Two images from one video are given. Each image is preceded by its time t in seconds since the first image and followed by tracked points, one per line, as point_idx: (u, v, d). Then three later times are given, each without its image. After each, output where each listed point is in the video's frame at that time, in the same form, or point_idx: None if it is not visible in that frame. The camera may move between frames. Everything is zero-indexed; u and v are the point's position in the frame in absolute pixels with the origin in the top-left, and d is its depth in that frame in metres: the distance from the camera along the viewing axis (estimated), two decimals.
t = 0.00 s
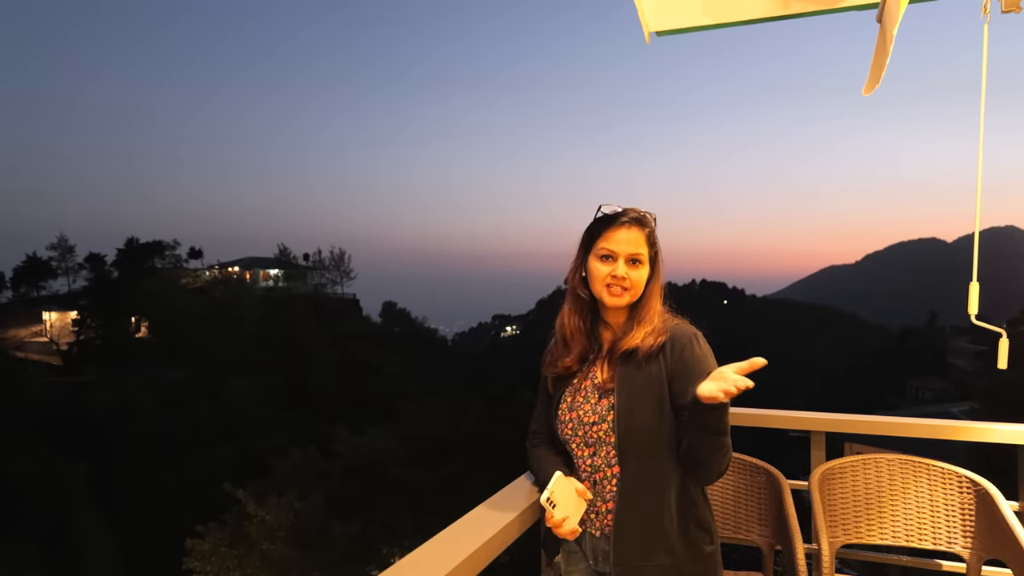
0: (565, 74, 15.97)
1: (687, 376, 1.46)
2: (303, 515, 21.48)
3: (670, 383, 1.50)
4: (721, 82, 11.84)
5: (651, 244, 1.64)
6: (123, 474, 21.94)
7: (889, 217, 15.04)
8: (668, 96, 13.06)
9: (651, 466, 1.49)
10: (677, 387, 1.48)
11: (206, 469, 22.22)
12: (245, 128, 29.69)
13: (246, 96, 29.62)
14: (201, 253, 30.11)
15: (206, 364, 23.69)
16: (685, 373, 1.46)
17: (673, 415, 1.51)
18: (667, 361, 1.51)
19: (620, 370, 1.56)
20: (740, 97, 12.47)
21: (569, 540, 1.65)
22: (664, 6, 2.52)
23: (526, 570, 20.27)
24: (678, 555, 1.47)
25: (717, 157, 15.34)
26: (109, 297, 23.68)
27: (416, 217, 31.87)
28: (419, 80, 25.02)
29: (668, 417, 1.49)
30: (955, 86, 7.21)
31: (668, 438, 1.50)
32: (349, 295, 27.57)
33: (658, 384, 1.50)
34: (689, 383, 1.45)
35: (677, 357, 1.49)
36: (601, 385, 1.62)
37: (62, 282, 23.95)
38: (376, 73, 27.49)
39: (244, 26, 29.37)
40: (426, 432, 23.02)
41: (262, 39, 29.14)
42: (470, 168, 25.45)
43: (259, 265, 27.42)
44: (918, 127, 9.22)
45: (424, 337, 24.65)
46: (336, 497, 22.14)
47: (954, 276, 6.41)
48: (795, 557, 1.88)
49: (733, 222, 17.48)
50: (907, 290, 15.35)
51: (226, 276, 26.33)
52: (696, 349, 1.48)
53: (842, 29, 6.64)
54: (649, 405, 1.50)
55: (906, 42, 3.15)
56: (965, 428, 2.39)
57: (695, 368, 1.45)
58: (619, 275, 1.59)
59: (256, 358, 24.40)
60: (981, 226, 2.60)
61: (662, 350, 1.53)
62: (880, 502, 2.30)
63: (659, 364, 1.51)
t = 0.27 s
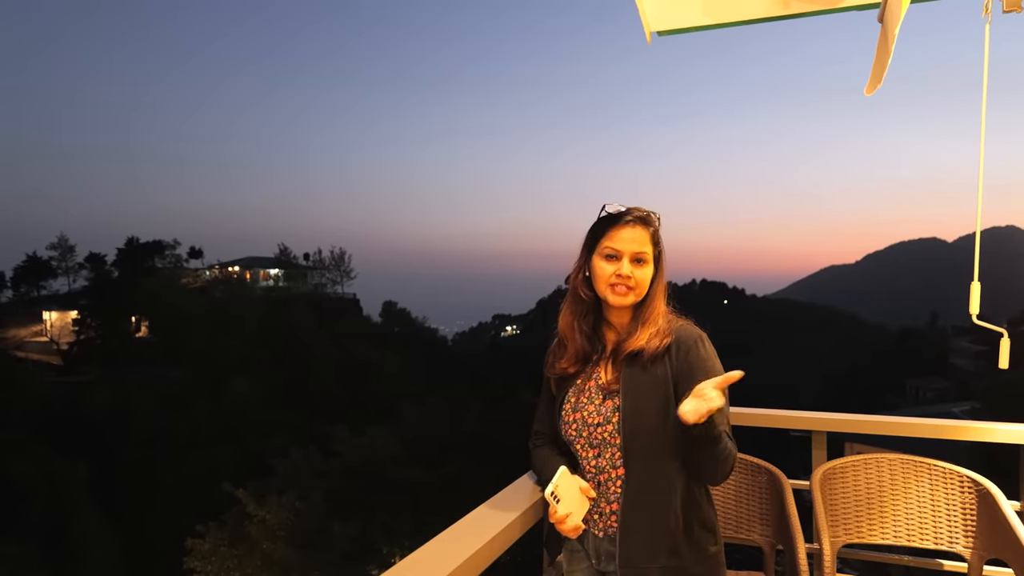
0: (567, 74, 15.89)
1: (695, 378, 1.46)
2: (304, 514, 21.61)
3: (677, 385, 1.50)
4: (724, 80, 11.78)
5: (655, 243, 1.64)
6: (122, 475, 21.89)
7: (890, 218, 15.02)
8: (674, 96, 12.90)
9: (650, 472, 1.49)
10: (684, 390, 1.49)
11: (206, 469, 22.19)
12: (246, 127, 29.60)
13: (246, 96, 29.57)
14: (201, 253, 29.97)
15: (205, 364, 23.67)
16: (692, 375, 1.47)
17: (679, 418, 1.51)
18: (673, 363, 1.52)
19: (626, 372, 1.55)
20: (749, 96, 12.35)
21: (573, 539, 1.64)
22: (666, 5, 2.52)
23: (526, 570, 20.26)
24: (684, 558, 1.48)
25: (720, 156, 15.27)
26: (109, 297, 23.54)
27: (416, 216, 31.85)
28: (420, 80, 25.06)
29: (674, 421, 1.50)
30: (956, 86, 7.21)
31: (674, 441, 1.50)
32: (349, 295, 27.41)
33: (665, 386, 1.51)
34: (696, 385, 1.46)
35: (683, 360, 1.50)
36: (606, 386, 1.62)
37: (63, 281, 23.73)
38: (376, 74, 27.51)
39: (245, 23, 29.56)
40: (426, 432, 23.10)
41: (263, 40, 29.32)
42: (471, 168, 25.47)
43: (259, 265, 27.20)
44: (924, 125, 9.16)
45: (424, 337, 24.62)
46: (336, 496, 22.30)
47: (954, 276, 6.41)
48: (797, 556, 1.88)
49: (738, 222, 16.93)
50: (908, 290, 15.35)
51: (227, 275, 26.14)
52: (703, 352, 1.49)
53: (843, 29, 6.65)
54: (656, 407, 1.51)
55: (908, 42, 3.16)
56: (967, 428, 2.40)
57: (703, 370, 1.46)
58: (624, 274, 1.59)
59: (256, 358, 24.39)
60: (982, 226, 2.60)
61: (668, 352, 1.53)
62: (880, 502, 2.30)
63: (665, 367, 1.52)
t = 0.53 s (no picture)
0: (569, 73, 15.85)
1: (696, 381, 1.47)
2: (305, 514, 21.49)
3: (678, 388, 1.51)
4: (727, 78, 11.78)
5: (653, 238, 1.63)
6: (123, 474, 21.96)
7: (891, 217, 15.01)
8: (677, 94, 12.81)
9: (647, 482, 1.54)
10: (686, 394, 1.50)
11: (207, 469, 22.17)
12: (246, 127, 29.56)
13: (247, 95, 29.55)
14: (201, 253, 29.89)
15: (206, 364, 23.66)
16: (693, 377, 1.48)
17: (681, 421, 1.53)
18: (674, 367, 1.52)
19: (627, 375, 1.55)
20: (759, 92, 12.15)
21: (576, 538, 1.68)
22: (668, 5, 2.52)
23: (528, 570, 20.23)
24: (695, 558, 1.52)
25: (721, 156, 15.24)
26: (110, 297, 23.52)
27: (417, 216, 31.84)
28: (421, 79, 25.10)
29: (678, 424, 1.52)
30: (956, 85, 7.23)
31: (678, 446, 1.53)
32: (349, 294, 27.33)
33: (667, 390, 1.51)
34: (698, 389, 1.47)
35: (683, 363, 1.50)
36: (608, 388, 1.62)
37: (64, 281, 23.58)
38: (376, 74, 27.55)
39: (246, 24, 29.76)
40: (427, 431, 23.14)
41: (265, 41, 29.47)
42: (472, 168, 25.51)
43: (260, 265, 27.00)
44: (928, 123, 9.13)
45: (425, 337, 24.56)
46: (337, 496, 22.22)
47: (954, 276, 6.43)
48: (798, 556, 1.88)
49: (742, 221, 16.91)
50: (909, 290, 15.35)
51: (227, 275, 26.05)
52: (703, 354, 1.49)
53: (844, 28, 6.67)
54: (660, 411, 1.52)
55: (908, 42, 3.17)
56: (969, 428, 2.39)
57: (704, 373, 1.46)
58: (622, 270, 1.58)
59: (256, 358, 24.40)
60: (983, 225, 2.60)
61: (669, 356, 1.53)
62: (882, 501, 2.30)
63: (666, 370, 1.52)
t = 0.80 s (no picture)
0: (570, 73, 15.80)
1: (692, 379, 1.47)
2: (306, 514, 21.47)
3: (675, 387, 1.51)
4: (728, 77, 11.79)
5: (646, 234, 1.65)
6: (125, 474, 22.02)
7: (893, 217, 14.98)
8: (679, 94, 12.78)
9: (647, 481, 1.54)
10: (683, 393, 1.50)
11: (207, 469, 22.20)
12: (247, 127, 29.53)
13: (248, 96, 29.47)
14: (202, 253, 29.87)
15: (207, 364, 23.69)
16: (689, 375, 1.48)
17: (680, 420, 1.53)
18: (669, 364, 1.51)
19: (623, 376, 1.55)
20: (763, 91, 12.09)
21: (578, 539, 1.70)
22: (669, 5, 2.53)
23: (528, 570, 20.23)
24: (698, 560, 1.52)
25: (724, 153, 15.14)
26: (110, 296, 23.55)
27: (418, 216, 31.80)
28: (422, 79, 25.12)
29: (676, 423, 1.52)
30: (960, 84, 7.23)
31: (677, 445, 1.53)
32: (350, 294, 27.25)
33: (663, 389, 1.51)
34: (695, 389, 1.47)
35: (679, 361, 1.50)
36: (604, 389, 1.63)
37: (64, 281, 23.72)
38: (377, 74, 27.54)
39: (250, 25, 29.91)
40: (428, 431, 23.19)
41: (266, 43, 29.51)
42: (474, 168, 25.51)
43: (260, 265, 26.77)
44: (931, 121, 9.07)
45: (426, 336, 24.45)
46: (338, 496, 22.20)
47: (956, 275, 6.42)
48: (799, 555, 1.88)
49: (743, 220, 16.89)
50: (910, 290, 15.36)
51: (227, 275, 25.89)
52: (699, 353, 1.49)
53: (847, 27, 6.66)
54: (656, 410, 1.53)
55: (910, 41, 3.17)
56: (970, 427, 2.40)
57: (700, 371, 1.46)
58: (616, 265, 1.59)
59: (257, 358, 24.41)
60: (985, 225, 2.60)
61: (664, 354, 1.52)
62: (884, 501, 2.29)
63: (661, 368, 1.52)
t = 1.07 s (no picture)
0: (570, 73, 15.80)
1: (686, 376, 1.54)
2: (306, 514, 21.49)
3: (669, 386, 1.58)
4: (728, 77, 11.79)
5: (638, 236, 1.71)
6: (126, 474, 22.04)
7: (894, 217, 14.95)
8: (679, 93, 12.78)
9: (643, 475, 1.57)
10: (677, 392, 1.57)
11: (208, 469, 22.20)
12: (248, 128, 29.57)
13: (249, 96, 29.59)
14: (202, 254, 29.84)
15: (208, 364, 23.68)
16: (683, 373, 1.55)
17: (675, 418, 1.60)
18: (663, 363, 1.60)
19: (617, 376, 1.64)
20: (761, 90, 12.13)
21: (576, 538, 1.77)
22: (670, 6, 2.53)
23: (528, 570, 20.25)
24: (695, 557, 1.53)
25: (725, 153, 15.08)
26: (111, 296, 23.46)
27: (418, 216, 31.81)
28: (422, 80, 25.16)
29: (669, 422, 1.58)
30: (960, 84, 7.23)
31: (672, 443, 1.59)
32: (351, 295, 26.44)
33: (658, 387, 1.59)
34: (688, 387, 1.53)
35: (672, 360, 1.58)
36: (599, 389, 1.73)
37: (65, 281, 23.43)
38: (378, 74, 27.50)
39: (251, 25, 29.91)
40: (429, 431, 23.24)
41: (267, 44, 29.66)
42: (474, 168, 25.52)
43: (261, 266, 26.65)
44: (932, 120, 9.04)
45: (427, 337, 23.83)
46: (338, 496, 22.28)
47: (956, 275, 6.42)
48: (800, 555, 1.89)
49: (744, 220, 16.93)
50: (911, 290, 15.34)
51: (228, 275, 25.71)
52: (694, 350, 1.55)
53: (847, 28, 6.66)
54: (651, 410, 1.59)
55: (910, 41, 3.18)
56: (971, 428, 2.40)
57: (694, 369, 1.52)
58: (610, 269, 1.65)
59: (258, 358, 24.44)
60: (985, 225, 2.60)
61: (657, 352, 1.61)
62: (885, 502, 2.29)
63: (655, 366, 1.60)
